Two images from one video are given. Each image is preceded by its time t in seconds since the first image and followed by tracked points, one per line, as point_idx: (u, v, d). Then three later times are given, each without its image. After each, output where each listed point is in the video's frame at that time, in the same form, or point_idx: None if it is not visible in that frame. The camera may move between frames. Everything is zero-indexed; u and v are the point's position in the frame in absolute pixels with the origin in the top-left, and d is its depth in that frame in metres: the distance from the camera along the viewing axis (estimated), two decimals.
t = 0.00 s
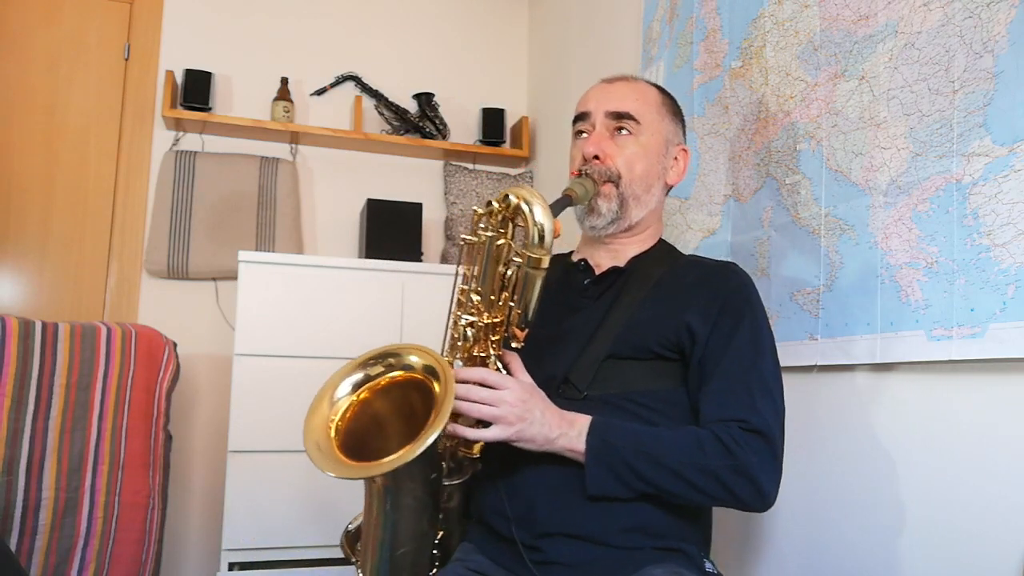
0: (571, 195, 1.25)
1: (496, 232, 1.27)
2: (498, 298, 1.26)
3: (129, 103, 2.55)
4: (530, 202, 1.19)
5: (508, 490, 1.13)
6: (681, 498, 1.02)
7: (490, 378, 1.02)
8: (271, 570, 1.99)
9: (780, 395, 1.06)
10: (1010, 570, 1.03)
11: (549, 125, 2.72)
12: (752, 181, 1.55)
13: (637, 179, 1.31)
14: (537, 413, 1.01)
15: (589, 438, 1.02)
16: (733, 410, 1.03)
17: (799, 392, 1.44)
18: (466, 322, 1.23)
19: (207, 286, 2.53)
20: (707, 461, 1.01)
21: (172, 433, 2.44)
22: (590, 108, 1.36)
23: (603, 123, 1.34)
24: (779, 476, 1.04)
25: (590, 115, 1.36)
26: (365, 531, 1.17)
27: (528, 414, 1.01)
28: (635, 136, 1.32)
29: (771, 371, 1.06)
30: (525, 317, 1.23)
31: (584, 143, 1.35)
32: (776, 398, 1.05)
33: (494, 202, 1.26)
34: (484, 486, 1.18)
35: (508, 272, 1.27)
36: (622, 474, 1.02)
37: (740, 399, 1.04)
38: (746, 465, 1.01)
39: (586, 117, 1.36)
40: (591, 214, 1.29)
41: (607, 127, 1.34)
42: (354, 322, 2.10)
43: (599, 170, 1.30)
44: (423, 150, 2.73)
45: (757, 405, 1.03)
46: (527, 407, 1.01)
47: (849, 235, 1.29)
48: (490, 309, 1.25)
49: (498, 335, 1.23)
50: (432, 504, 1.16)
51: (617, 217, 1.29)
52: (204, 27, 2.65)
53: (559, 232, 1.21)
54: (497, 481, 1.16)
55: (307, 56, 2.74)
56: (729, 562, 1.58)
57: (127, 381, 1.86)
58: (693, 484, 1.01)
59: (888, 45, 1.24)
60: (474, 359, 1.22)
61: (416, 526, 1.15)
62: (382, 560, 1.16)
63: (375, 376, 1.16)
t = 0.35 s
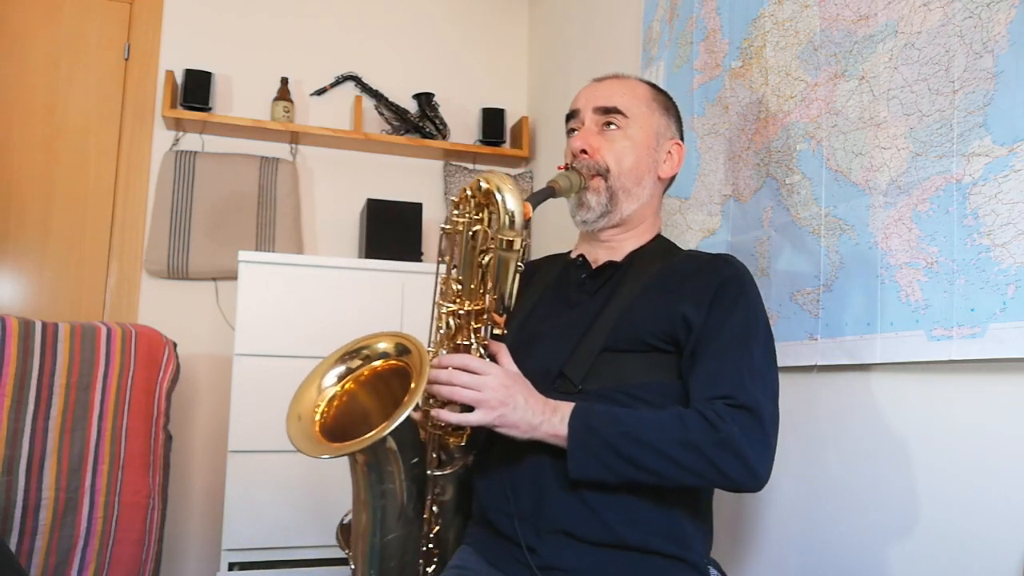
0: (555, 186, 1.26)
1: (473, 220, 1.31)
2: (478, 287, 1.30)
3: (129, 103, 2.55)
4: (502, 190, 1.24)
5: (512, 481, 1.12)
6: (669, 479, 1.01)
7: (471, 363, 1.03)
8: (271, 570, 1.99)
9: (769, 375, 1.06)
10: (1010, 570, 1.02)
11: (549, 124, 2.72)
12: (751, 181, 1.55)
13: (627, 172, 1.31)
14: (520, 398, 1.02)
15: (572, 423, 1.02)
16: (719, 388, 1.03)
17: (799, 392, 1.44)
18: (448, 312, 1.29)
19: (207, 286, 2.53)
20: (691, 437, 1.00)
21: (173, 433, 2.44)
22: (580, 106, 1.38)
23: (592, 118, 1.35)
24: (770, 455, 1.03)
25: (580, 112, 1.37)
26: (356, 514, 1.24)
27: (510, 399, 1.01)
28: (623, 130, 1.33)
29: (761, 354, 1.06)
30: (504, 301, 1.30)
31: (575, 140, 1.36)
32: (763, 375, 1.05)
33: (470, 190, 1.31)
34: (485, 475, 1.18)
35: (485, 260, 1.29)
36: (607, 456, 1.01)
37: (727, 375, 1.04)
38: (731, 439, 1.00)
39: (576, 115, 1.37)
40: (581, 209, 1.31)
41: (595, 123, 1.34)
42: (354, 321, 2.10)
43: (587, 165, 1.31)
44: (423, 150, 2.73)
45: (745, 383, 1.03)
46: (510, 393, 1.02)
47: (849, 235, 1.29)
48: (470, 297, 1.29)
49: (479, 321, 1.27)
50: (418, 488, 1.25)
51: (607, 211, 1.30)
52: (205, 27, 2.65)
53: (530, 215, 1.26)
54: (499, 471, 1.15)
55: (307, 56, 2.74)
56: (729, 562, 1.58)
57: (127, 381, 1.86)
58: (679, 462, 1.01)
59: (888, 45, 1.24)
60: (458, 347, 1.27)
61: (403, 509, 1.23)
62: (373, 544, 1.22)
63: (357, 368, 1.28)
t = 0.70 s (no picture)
0: (546, 182, 1.25)
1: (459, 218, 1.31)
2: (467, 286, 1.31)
3: (129, 103, 2.55)
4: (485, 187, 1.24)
5: (512, 479, 1.12)
6: (663, 470, 0.99)
7: (460, 362, 1.03)
8: (271, 570, 1.99)
9: (766, 364, 1.05)
10: (1011, 569, 1.02)
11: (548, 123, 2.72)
12: (751, 181, 1.55)
13: (620, 166, 1.30)
14: (511, 394, 1.02)
15: (565, 417, 1.01)
16: (714, 376, 1.02)
17: (799, 392, 1.44)
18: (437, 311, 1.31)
19: (208, 286, 2.53)
20: (685, 426, 0.99)
21: (173, 433, 2.44)
22: (571, 102, 1.37)
23: (584, 113, 1.34)
24: (767, 443, 1.02)
25: (571, 107, 1.36)
26: (350, 514, 1.27)
27: (502, 396, 1.01)
28: (615, 125, 1.32)
29: (758, 343, 1.05)
30: (491, 301, 1.27)
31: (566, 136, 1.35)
32: (758, 362, 1.04)
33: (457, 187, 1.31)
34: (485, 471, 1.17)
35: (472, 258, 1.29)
36: (600, 448, 0.99)
37: (722, 363, 1.02)
38: (726, 426, 0.98)
39: (567, 111, 1.37)
40: (574, 204, 1.29)
41: (587, 118, 1.34)
42: (354, 321, 2.10)
43: (579, 161, 1.30)
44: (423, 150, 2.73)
45: (739, 370, 1.02)
46: (501, 390, 1.02)
47: (849, 235, 1.29)
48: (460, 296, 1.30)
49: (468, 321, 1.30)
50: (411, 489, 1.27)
51: (601, 206, 1.28)
52: (204, 27, 2.65)
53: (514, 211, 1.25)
54: (498, 468, 1.15)
55: (307, 56, 2.75)
56: (729, 562, 1.58)
57: (127, 381, 1.86)
58: (674, 452, 0.99)
59: (888, 45, 1.24)
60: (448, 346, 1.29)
61: (395, 509, 1.25)
62: (366, 544, 1.25)
63: (349, 369, 1.32)
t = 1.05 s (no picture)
0: (532, 180, 1.23)
1: (440, 225, 1.30)
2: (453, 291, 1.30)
3: (129, 103, 2.55)
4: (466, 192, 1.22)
5: (509, 485, 1.12)
6: (659, 474, 0.98)
7: (450, 369, 1.03)
8: (271, 570, 1.99)
9: (763, 361, 1.03)
10: (1010, 570, 1.02)
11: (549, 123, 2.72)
12: (751, 181, 1.55)
13: (610, 159, 1.28)
14: (504, 401, 1.01)
15: (559, 420, 1.00)
16: (711, 378, 1.00)
17: (799, 392, 1.44)
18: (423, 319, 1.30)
19: (208, 286, 2.53)
20: (681, 430, 0.97)
21: (173, 433, 2.44)
22: (559, 92, 1.35)
23: (572, 104, 1.32)
24: (765, 444, 1.00)
25: (559, 98, 1.34)
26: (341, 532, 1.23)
27: (494, 404, 1.01)
28: (604, 115, 1.30)
29: (754, 341, 1.03)
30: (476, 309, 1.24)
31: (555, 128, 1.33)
32: (754, 360, 1.02)
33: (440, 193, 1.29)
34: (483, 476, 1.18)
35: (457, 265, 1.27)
36: (594, 453, 0.98)
37: (718, 364, 1.01)
38: (723, 429, 0.97)
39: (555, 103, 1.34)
40: (564, 200, 1.28)
41: (575, 109, 1.32)
42: (354, 321, 2.10)
43: (568, 156, 1.28)
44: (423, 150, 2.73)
45: (736, 371, 1.00)
46: (493, 395, 1.01)
47: (849, 235, 1.29)
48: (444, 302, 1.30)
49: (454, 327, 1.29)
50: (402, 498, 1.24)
51: (591, 201, 1.27)
52: (205, 27, 2.65)
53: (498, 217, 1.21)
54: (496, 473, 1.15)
55: (307, 56, 2.75)
56: (729, 562, 1.58)
57: (127, 381, 1.86)
58: (669, 456, 0.98)
59: (888, 45, 1.24)
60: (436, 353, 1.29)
61: (386, 523, 1.22)
62: (359, 561, 1.21)
63: (332, 382, 1.31)
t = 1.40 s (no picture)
0: (527, 185, 1.19)
1: (434, 245, 1.23)
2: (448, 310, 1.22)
3: (129, 103, 2.55)
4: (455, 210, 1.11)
5: (508, 505, 1.09)
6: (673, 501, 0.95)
7: (446, 395, 0.96)
8: (271, 570, 1.99)
9: (775, 375, 0.99)
10: (1010, 570, 1.03)
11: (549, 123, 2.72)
12: (752, 181, 1.55)
13: (609, 154, 1.25)
14: (508, 422, 0.95)
15: (570, 440, 0.96)
16: (727, 400, 0.97)
17: (799, 391, 1.44)
18: (417, 339, 1.23)
19: (207, 286, 2.53)
20: (697, 457, 0.94)
21: (173, 433, 2.44)
22: (554, 80, 1.30)
23: (568, 95, 1.28)
24: (782, 469, 0.97)
25: (554, 88, 1.30)
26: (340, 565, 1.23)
27: (498, 428, 0.95)
28: (601, 108, 1.26)
29: (766, 354, 0.99)
30: (471, 333, 1.15)
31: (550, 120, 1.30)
32: (771, 381, 0.98)
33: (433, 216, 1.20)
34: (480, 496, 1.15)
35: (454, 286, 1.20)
36: (606, 477, 0.95)
37: (732, 386, 0.97)
38: (742, 459, 0.94)
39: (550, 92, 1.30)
40: (560, 198, 1.25)
41: (571, 100, 1.28)
42: (354, 322, 2.10)
43: (564, 151, 1.25)
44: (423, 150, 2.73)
45: (752, 394, 0.96)
46: (496, 417, 0.95)
47: (849, 235, 1.29)
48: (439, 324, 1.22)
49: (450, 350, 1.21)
50: (400, 522, 1.24)
51: (589, 198, 1.24)
52: (205, 27, 2.65)
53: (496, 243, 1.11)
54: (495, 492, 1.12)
55: (307, 56, 2.75)
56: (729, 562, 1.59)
57: (127, 381, 1.86)
58: (684, 483, 0.95)
59: (888, 45, 1.24)
60: (431, 375, 1.22)
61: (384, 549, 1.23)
62: None
63: (315, 413, 1.27)
